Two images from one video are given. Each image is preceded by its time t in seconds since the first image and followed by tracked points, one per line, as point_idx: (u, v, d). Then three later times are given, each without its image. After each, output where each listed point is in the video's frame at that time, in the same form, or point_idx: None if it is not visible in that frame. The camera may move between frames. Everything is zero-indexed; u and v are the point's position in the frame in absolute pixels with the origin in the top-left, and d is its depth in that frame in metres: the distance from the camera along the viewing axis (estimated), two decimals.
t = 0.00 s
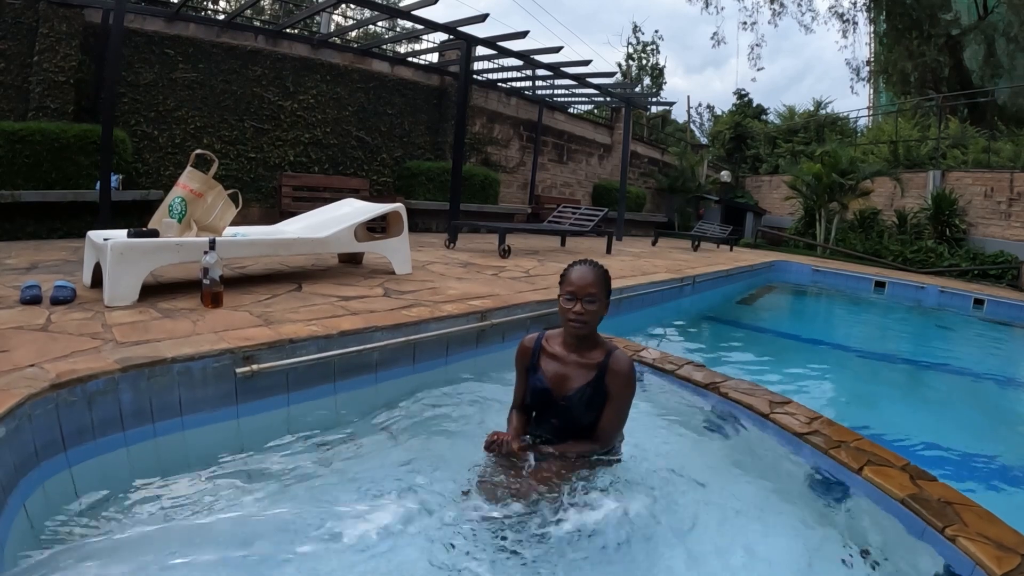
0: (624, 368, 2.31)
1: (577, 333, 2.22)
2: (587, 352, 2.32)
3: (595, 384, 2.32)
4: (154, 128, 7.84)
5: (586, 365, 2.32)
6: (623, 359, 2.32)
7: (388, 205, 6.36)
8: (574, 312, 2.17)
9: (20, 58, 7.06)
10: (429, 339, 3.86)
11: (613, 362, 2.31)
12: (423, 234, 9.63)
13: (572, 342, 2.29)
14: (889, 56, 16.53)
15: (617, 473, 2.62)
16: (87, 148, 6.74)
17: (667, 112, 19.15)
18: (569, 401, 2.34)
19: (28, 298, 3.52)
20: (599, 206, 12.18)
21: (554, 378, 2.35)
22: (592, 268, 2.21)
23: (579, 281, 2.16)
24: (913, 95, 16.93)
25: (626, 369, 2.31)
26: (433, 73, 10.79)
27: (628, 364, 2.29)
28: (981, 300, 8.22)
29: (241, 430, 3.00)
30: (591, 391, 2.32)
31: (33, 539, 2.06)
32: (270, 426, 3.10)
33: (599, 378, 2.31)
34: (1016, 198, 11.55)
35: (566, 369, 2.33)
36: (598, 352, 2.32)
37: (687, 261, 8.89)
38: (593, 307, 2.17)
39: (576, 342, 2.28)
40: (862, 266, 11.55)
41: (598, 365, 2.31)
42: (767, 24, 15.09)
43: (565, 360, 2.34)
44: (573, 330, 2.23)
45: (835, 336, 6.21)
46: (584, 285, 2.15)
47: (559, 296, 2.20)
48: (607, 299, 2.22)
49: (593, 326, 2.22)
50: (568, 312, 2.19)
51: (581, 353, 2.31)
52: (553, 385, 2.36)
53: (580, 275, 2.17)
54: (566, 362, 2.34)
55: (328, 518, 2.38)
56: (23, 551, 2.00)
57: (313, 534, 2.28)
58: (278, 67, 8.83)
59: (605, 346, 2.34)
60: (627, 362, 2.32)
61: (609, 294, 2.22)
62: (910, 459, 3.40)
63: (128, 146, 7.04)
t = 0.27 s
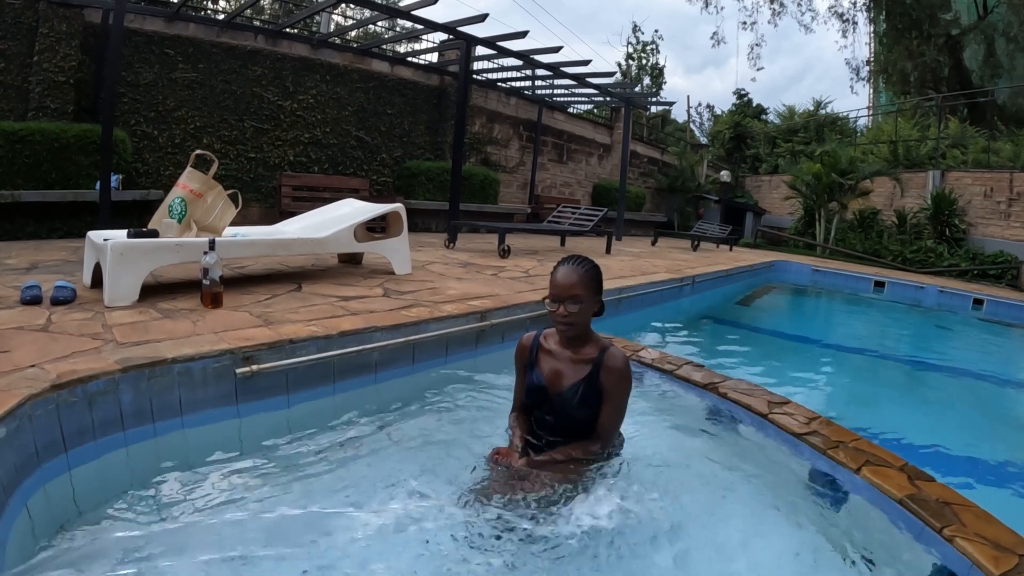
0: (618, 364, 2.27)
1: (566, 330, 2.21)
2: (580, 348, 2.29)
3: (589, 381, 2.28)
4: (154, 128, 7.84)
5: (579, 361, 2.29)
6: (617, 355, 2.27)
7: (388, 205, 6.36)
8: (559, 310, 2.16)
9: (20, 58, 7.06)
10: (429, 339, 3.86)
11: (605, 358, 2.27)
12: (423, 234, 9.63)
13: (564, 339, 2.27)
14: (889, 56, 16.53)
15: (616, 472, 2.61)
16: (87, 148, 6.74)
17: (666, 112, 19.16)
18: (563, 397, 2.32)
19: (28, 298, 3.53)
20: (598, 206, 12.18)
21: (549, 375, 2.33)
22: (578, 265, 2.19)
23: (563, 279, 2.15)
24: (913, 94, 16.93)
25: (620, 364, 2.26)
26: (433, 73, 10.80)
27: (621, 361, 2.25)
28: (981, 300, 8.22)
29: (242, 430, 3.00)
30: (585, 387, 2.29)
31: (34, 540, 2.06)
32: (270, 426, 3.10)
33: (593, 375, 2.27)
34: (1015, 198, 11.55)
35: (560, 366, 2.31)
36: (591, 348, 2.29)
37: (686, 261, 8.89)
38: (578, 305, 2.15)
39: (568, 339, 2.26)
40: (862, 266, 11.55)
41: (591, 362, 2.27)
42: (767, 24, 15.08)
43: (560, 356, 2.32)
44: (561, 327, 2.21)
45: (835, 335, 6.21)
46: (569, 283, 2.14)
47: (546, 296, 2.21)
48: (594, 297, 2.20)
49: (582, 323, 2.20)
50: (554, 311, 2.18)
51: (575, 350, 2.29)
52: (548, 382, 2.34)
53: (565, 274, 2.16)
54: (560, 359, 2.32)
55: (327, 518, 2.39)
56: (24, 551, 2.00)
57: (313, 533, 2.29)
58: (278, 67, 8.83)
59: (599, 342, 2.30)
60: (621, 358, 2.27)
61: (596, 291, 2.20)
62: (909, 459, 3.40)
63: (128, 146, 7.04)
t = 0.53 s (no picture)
0: (613, 362, 2.27)
1: (559, 327, 2.22)
2: (575, 346, 2.30)
3: (585, 378, 2.28)
4: (153, 127, 7.84)
5: (574, 358, 2.29)
6: (613, 353, 2.28)
7: (386, 204, 6.35)
8: (550, 309, 2.17)
9: (20, 56, 7.06)
10: (427, 338, 3.86)
11: (601, 355, 2.27)
12: (422, 234, 9.62)
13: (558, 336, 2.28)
14: (888, 56, 16.53)
15: (615, 473, 2.61)
16: (86, 148, 6.73)
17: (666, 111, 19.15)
18: (559, 395, 2.31)
19: (27, 297, 3.52)
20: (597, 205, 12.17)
21: (545, 372, 2.33)
22: (570, 264, 2.21)
23: (555, 278, 2.16)
24: (912, 94, 16.94)
25: (615, 362, 2.26)
26: (432, 72, 10.79)
27: (616, 358, 2.25)
28: (980, 300, 8.22)
29: (241, 429, 3.00)
30: (580, 384, 2.28)
31: (33, 539, 2.06)
32: (269, 425, 3.09)
33: (588, 371, 2.27)
34: (1015, 197, 11.56)
35: (555, 364, 2.31)
36: (587, 346, 2.30)
37: (685, 261, 8.89)
38: (570, 303, 2.16)
39: (562, 336, 2.27)
40: (861, 266, 11.56)
41: (586, 359, 2.28)
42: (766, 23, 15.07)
43: (556, 354, 2.32)
44: (554, 325, 2.22)
45: (833, 335, 6.22)
46: (560, 281, 2.15)
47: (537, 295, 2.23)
48: (584, 297, 2.21)
49: (576, 321, 2.21)
50: (546, 309, 2.19)
51: (570, 348, 2.29)
52: (544, 379, 2.34)
53: (557, 273, 2.17)
54: (555, 357, 2.32)
55: (326, 517, 2.39)
56: (24, 550, 2.00)
57: (312, 532, 2.29)
58: (277, 65, 8.83)
59: (594, 340, 2.31)
60: (617, 356, 2.28)
61: (588, 290, 2.22)
62: (908, 459, 3.40)
63: (127, 145, 7.03)
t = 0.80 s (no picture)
0: (613, 361, 2.27)
1: (558, 327, 2.21)
2: (575, 345, 2.30)
3: (584, 377, 2.28)
4: (152, 127, 7.83)
5: (574, 357, 2.29)
6: (612, 352, 2.28)
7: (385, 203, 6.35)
8: (549, 308, 2.17)
9: (19, 56, 7.05)
10: (426, 337, 3.85)
11: (601, 354, 2.28)
12: (421, 233, 9.63)
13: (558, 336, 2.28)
14: (888, 55, 16.54)
15: (614, 473, 2.60)
16: (85, 147, 6.72)
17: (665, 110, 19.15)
18: (559, 394, 2.31)
19: (26, 297, 3.52)
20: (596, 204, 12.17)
21: (544, 372, 2.32)
22: (569, 263, 2.20)
23: (553, 277, 2.16)
24: (912, 94, 16.94)
25: (615, 361, 2.27)
26: (431, 71, 10.79)
27: (616, 357, 2.25)
28: (979, 299, 8.22)
29: (239, 429, 2.99)
30: (580, 383, 2.28)
31: (32, 539, 2.06)
32: (267, 425, 3.09)
33: (588, 370, 2.27)
34: (1014, 197, 11.57)
35: (554, 363, 2.31)
36: (586, 345, 2.30)
37: (684, 260, 8.89)
38: (568, 302, 2.16)
39: (561, 335, 2.27)
40: (860, 265, 11.56)
41: (586, 358, 2.28)
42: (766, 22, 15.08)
43: (555, 354, 2.32)
44: (553, 324, 2.21)
45: (833, 334, 6.21)
46: (559, 280, 2.15)
47: (536, 294, 2.22)
48: (583, 295, 2.21)
49: (574, 319, 2.21)
50: (544, 309, 2.19)
51: (569, 347, 2.29)
52: (543, 379, 2.33)
53: (555, 272, 2.17)
54: (555, 356, 2.32)
55: (324, 517, 2.38)
56: (22, 549, 2.00)
57: (310, 532, 2.28)
58: (276, 65, 8.82)
59: (593, 339, 2.31)
60: (616, 355, 2.28)
61: (587, 289, 2.21)
62: (907, 458, 3.40)
63: (126, 144, 7.02)
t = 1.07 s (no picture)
0: (613, 361, 2.29)
1: (560, 327, 2.22)
2: (575, 344, 2.31)
3: (585, 376, 2.29)
4: (152, 126, 7.83)
5: (574, 357, 2.30)
6: (612, 352, 2.30)
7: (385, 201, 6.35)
8: (551, 308, 2.17)
9: (18, 55, 7.05)
10: (426, 336, 3.85)
11: (601, 354, 2.29)
12: (421, 232, 9.62)
13: (559, 336, 2.28)
14: (887, 54, 16.54)
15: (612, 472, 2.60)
16: (84, 146, 6.72)
17: (665, 109, 19.15)
18: (558, 393, 2.31)
19: (26, 296, 3.52)
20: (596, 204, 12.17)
21: (544, 371, 2.33)
22: (571, 263, 2.21)
23: (555, 277, 2.17)
24: (911, 93, 16.94)
25: (614, 361, 2.28)
26: (431, 70, 10.79)
27: (616, 357, 2.27)
28: (979, 298, 8.22)
29: (238, 429, 2.99)
30: (580, 383, 2.29)
31: (31, 539, 2.06)
32: (266, 424, 3.09)
33: (588, 370, 2.29)
34: (1013, 196, 11.57)
35: (555, 362, 2.32)
36: (586, 344, 2.31)
37: (684, 259, 8.89)
38: (569, 303, 2.16)
39: (562, 335, 2.28)
40: (860, 264, 11.57)
41: (586, 357, 2.29)
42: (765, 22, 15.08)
43: (555, 353, 2.33)
44: (554, 323, 2.22)
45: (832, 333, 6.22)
46: (561, 280, 2.16)
47: (538, 294, 2.22)
48: (585, 296, 2.22)
49: (575, 320, 2.22)
50: (546, 308, 2.19)
51: (570, 346, 2.30)
52: (543, 378, 2.34)
53: (557, 272, 2.18)
54: (555, 356, 2.33)
55: (323, 516, 2.38)
56: (21, 547, 2.00)
57: (309, 531, 2.28)
58: (276, 64, 8.81)
59: (593, 338, 2.32)
60: (615, 355, 2.30)
61: (588, 289, 2.22)
62: (906, 457, 3.40)
63: (125, 143, 7.02)
